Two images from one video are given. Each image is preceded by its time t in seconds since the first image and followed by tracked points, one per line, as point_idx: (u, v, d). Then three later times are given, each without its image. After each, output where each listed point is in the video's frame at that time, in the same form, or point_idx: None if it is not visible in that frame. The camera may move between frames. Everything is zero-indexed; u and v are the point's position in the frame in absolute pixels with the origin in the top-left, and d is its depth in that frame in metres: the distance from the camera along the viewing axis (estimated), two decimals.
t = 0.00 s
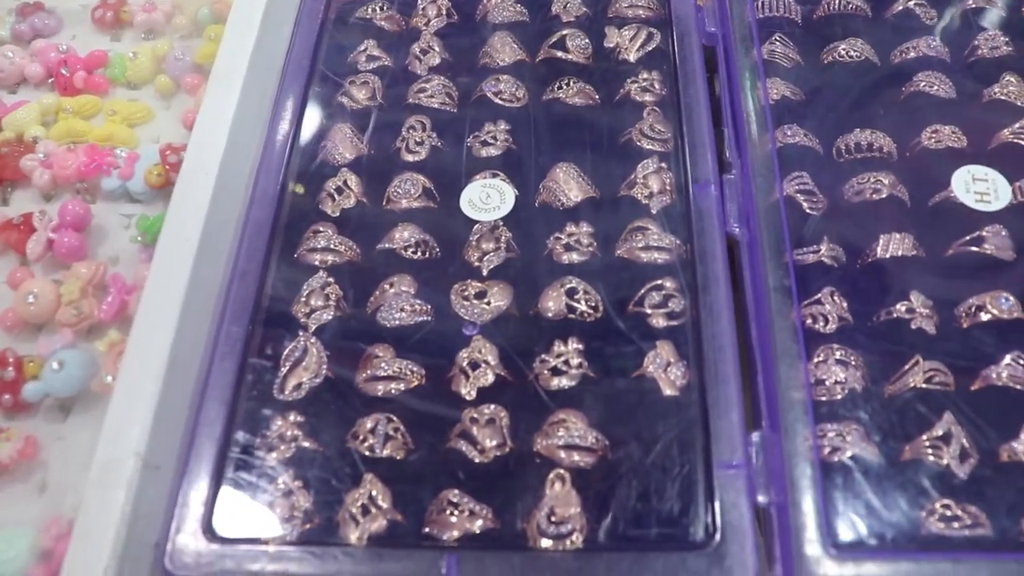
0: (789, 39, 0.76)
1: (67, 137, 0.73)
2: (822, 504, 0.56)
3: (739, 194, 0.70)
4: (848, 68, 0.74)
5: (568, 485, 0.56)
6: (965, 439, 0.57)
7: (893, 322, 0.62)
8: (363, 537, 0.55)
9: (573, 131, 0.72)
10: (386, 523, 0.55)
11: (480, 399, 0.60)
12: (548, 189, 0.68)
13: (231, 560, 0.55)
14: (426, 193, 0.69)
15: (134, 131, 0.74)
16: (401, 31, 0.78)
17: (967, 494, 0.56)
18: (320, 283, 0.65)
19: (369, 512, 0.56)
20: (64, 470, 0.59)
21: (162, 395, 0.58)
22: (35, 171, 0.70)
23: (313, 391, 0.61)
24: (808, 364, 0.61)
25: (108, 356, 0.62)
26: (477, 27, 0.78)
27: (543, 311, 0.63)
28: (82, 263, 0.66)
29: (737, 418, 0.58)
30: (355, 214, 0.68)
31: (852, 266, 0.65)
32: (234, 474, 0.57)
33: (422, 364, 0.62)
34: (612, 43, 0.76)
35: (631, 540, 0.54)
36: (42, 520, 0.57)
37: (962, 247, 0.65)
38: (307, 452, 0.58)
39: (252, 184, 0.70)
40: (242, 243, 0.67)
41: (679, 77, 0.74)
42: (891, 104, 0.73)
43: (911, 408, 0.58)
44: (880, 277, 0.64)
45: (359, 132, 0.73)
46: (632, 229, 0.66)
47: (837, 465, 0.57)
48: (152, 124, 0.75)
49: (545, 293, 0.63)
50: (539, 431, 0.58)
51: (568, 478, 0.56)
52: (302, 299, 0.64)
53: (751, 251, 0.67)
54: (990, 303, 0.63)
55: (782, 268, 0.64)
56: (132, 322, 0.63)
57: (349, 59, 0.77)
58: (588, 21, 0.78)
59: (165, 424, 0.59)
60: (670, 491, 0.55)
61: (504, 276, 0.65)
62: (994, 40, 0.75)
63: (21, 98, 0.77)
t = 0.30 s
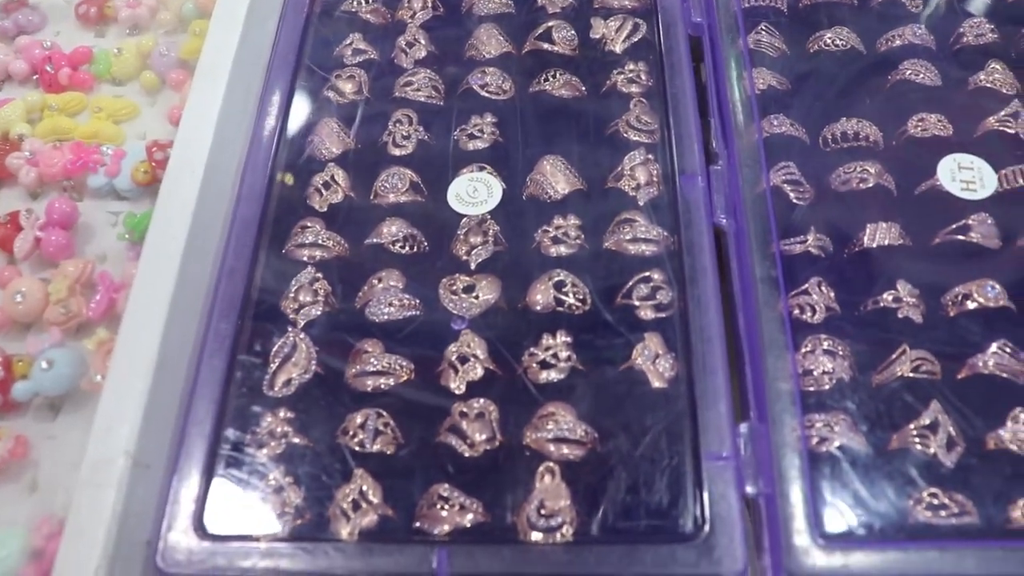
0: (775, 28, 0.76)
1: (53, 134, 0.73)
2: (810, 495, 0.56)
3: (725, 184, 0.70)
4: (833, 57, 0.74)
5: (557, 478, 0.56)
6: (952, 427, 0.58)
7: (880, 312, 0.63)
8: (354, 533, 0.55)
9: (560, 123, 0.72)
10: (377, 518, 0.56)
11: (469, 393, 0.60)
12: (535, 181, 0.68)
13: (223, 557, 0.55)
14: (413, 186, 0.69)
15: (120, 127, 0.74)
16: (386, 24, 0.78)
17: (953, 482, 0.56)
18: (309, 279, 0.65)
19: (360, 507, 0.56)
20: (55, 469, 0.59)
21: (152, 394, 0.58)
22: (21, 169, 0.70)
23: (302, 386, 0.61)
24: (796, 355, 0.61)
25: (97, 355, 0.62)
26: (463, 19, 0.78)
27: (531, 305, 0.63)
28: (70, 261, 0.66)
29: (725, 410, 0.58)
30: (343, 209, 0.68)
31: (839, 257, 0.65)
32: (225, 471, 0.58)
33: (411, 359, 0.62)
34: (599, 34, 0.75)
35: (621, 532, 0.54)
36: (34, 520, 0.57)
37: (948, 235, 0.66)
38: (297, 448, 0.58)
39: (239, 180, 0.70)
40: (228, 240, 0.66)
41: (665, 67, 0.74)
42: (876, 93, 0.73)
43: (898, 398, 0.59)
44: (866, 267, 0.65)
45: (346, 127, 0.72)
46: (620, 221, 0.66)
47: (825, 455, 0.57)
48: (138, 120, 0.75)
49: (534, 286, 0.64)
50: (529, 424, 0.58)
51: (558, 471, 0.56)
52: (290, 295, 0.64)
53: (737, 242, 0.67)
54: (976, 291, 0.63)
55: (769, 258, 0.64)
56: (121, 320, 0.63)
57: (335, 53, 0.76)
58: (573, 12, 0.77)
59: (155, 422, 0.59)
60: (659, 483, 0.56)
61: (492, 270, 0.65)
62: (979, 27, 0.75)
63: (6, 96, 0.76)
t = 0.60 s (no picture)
0: (772, 30, 0.76)
1: (53, 134, 0.73)
2: (804, 500, 0.56)
3: (723, 187, 0.69)
4: (831, 59, 0.74)
5: (554, 481, 0.57)
6: (946, 432, 0.58)
7: (875, 316, 0.63)
8: (352, 536, 0.56)
9: (557, 125, 0.72)
10: (374, 521, 0.56)
11: (467, 395, 0.61)
12: (532, 183, 0.69)
13: (222, 559, 0.56)
14: (411, 189, 0.69)
15: (119, 128, 0.74)
16: (385, 25, 0.78)
17: (947, 487, 0.57)
18: (307, 281, 0.65)
19: (358, 510, 0.57)
20: (56, 471, 0.59)
21: (152, 396, 0.59)
22: (21, 170, 0.70)
23: (301, 388, 0.61)
24: (791, 359, 0.61)
25: (97, 357, 0.62)
26: (461, 20, 0.78)
27: (528, 308, 0.63)
28: (70, 263, 0.66)
29: (721, 413, 0.59)
30: (341, 210, 0.69)
31: (835, 260, 0.66)
32: (224, 473, 0.58)
33: (408, 362, 0.62)
34: (597, 35, 0.76)
35: (617, 536, 0.55)
36: (35, 521, 0.58)
37: (944, 239, 0.66)
38: (297, 450, 0.59)
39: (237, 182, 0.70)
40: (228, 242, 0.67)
41: (663, 68, 0.74)
42: (874, 95, 0.73)
43: (893, 403, 0.59)
44: (862, 271, 0.65)
45: (344, 128, 0.73)
46: (617, 223, 0.66)
47: (819, 460, 0.58)
48: (138, 121, 0.75)
49: (531, 289, 0.64)
50: (525, 427, 0.59)
51: (554, 475, 0.57)
52: (289, 297, 0.65)
53: (733, 246, 0.67)
54: (971, 295, 0.64)
55: (764, 261, 0.65)
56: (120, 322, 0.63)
57: (334, 54, 0.76)
58: (571, 13, 0.78)
59: (155, 424, 0.59)
60: (655, 487, 0.56)
61: (490, 272, 0.66)
62: (976, 29, 0.75)
63: (6, 96, 0.76)
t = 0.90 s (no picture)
0: (769, 50, 0.76)
1: (51, 157, 0.73)
2: (797, 527, 0.57)
3: (718, 210, 0.71)
4: (827, 80, 0.74)
5: (548, 508, 0.57)
6: (941, 458, 0.59)
7: (870, 340, 0.63)
8: (346, 562, 0.56)
9: (554, 146, 0.72)
10: (369, 547, 0.57)
11: (462, 421, 0.61)
12: (528, 207, 0.69)
13: None
14: (407, 212, 0.69)
15: (118, 151, 0.74)
16: (382, 45, 0.79)
17: (941, 514, 0.57)
18: (303, 305, 0.65)
19: (353, 537, 0.57)
20: (53, 497, 0.60)
21: (148, 422, 0.59)
22: (19, 194, 0.71)
23: (297, 413, 0.62)
24: (785, 384, 0.61)
25: (93, 383, 0.63)
26: (458, 41, 0.78)
27: (523, 332, 0.64)
28: (68, 287, 0.67)
29: (714, 440, 0.59)
30: (337, 233, 0.69)
31: (831, 283, 0.66)
32: (220, 500, 0.59)
33: (404, 387, 0.63)
34: (593, 57, 0.76)
35: (610, 563, 0.55)
36: (31, 547, 0.58)
37: (940, 262, 0.66)
38: (292, 476, 0.59)
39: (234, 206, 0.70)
40: (225, 267, 0.67)
41: (659, 91, 0.74)
42: (870, 116, 0.73)
43: (886, 429, 0.59)
44: (857, 295, 0.65)
45: (341, 150, 0.73)
46: (612, 247, 0.66)
47: (812, 487, 0.58)
48: (136, 143, 0.75)
49: (526, 315, 0.64)
50: (520, 454, 0.59)
51: (548, 501, 0.57)
52: (285, 322, 0.65)
53: (729, 270, 0.67)
54: (967, 319, 0.63)
55: (758, 285, 0.65)
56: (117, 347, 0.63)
57: (331, 76, 0.77)
58: (568, 34, 0.78)
59: (152, 450, 0.59)
60: (648, 514, 0.56)
61: (486, 296, 0.66)
62: (973, 49, 0.75)
63: (6, 118, 0.77)
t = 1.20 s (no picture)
0: (754, 58, 0.76)
1: (34, 167, 0.73)
2: (778, 542, 0.56)
3: (700, 221, 0.70)
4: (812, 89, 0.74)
5: (528, 521, 0.57)
6: (923, 470, 0.58)
7: (854, 350, 0.63)
8: None
9: (537, 156, 0.72)
10: (349, 561, 0.57)
11: (443, 434, 0.61)
12: (511, 218, 0.69)
13: None
14: (390, 223, 0.69)
15: (101, 162, 0.74)
16: (366, 53, 0.78)
17: (921, 526, 0.57)
18: (285, 317, 0.66)
19: (333, 550, 0.57)
20: (34, 512, 0.60)
21: (127, 437, 0.58)
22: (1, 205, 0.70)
23: (277, 427, 0.62)
24: (766, 397, 0.61)
25: (75, 397, 0.63)
26: (442, 49, 0.78)
27: (505, 343, 0.64)
28: (49, 300, 0.66)
29: (695, 454, 0.58)
30: (320, 245, 0.69)
31: (814, 292, 0.66)
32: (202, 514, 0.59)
33: (385, 399, 0.63)
34: (577, 65, 0.75)
35: None
36: (12, 563, 0.58)
37: (923, 272, 0.66)
38: (271, 490, 0.60)
39: (217, 216, 0.69)
40: (207, 279, 0.67)
41: (642, 100, 0.74)
42: (855, 124, 0.73)
43: (867, 441, 0.59)
44: (839, 306, 0.65)
45: (324, 160, 0.73)
46: (595, 258, 0.66)
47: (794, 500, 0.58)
48: (119, 154, 0.75)
49: (508, 326, 0.64)
50: (501, 466, 0.59)
51: (529, 514, 0.57)
52: (267, 334, 0.65)
53: (711, 281, 0.66)
54: (949, 329, 0.63)
55: (740, 296, 0.64)
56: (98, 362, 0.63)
57: (315, 85, 0.77)
58: (552, 42, 0.78)
59: (132, 465, 0.59)
60: (627, 528, 0.56)
61: (467, 308, 0.66)
62: (958, 56, 0.75)
63: None
